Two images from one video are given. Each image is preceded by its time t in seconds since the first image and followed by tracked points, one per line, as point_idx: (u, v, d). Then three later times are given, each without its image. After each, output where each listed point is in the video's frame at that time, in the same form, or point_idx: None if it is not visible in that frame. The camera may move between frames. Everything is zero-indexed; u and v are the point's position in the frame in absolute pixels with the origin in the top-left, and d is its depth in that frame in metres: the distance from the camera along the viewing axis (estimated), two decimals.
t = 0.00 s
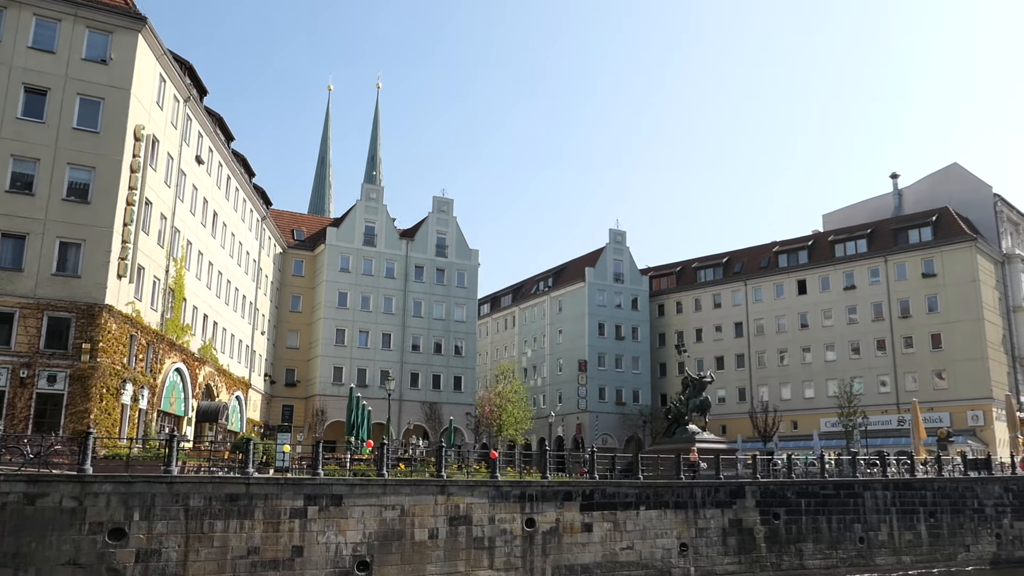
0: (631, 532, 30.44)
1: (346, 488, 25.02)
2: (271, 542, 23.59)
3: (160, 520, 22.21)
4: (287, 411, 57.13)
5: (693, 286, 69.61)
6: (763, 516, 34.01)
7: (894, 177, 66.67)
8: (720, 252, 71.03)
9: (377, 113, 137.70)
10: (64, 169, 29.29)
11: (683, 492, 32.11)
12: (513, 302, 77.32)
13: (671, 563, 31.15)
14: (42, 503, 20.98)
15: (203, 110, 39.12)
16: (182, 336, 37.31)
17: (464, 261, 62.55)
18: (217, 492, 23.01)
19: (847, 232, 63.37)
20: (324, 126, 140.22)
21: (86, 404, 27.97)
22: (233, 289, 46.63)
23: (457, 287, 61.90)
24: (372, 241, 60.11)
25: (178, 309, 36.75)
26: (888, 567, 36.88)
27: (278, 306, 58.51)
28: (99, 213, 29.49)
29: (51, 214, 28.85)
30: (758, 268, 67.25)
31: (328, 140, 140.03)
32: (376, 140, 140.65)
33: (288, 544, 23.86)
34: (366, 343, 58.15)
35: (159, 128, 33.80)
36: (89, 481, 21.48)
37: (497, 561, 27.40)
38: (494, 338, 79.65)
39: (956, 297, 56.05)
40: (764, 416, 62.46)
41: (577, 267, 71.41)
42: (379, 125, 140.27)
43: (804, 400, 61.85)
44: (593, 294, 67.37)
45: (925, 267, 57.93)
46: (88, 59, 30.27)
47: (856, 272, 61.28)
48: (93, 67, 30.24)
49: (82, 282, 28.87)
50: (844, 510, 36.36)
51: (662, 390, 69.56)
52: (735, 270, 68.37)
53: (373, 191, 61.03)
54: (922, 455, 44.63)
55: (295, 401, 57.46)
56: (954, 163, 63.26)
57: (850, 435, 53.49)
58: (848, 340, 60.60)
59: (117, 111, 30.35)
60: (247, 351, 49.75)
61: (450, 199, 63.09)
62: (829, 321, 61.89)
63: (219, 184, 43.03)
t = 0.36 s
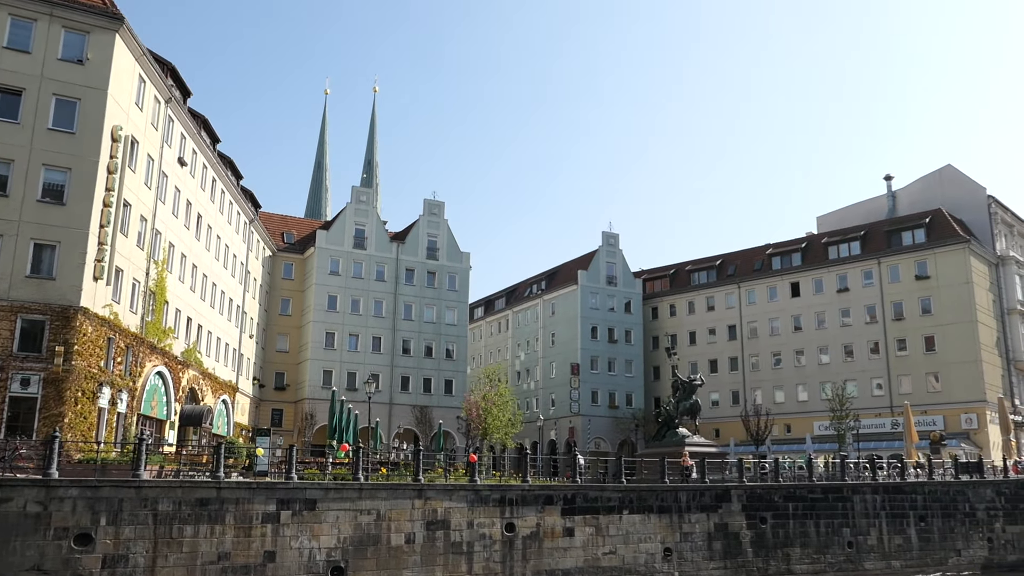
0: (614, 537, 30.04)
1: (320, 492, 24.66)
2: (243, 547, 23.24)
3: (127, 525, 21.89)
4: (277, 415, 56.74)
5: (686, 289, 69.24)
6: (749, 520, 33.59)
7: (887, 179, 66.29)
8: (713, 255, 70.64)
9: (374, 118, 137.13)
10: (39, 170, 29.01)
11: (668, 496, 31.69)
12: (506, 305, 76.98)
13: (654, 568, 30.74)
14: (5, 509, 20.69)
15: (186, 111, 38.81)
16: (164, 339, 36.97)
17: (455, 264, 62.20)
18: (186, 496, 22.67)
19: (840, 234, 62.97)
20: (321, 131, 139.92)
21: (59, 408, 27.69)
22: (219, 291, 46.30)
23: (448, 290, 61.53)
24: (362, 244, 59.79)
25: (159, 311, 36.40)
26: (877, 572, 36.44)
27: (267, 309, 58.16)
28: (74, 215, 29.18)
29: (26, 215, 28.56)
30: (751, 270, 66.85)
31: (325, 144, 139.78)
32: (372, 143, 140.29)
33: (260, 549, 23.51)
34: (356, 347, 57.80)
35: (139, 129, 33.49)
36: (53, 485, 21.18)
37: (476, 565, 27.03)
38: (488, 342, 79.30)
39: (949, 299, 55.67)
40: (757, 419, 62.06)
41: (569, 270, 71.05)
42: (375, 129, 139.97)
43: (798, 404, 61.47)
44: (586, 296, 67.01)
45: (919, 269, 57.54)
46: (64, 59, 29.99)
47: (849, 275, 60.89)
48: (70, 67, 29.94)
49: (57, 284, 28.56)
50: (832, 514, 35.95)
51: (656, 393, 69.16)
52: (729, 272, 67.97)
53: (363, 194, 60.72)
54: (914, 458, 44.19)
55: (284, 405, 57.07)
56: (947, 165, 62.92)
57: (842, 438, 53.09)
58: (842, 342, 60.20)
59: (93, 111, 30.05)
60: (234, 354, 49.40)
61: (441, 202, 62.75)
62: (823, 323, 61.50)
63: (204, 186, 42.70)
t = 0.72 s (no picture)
0: (597, 539, 29.66)
1: (293, 494, 24.31)
2: (213, 549, 22.90)
3: (94, 527, 21.58)
4: (266, 417, 56.39)
5: (680, 290, 68.88)
6: (735, 523, 33.19)
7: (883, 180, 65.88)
8: (707, 256, 70.26)
9: (372, 120, 136.53)
10: (14, 168, 28.73)
11: (652, 498, 31.30)
12: (500, 307, 76.66)
13: (638, 570, 30.35)
14: None
15: (169, 109, 38.49)
16: (146, 339, 36.68)
17: (447, 265, 61.87)
18: (156, 498, 22.34)
19: (835, 235, 62.56)
20: (319, 132, 139.56)
21: (33, 408, 27.46)
22: (206, 291, 46.01)
23: (439, 290, 61.18)
24: (353, 244, 59.48)
25: (141, 311, 36.10)
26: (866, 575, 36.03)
27: (257, 309, 57.84)
28: (49, 213, 28.89)
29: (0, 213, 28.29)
30: (745, 271, 66.46)
31: (324, 146, 139.37)
32: (370, 145, 139.97)
33: (231, 551, 23.18)
34: (346, 348, 57.46)
35: (119, 127, 33.20)
36: (18, 486, 20.90)
37: (454, 568, 26.69)
38: (482, 343, 78.96)
39: (943, 300, 55.26)
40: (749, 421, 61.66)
41: (563, 271, 70.70)
42: (373, 130, 139.63)
43: (791, 405, 61.06)
44: (579, 297, 66.67)
45: (913, 270, 57.11)
46: (41, 56, 29.71)
47: (843, 276, 60.49)
48: (46, 64, 29.66)
49: (32, 283, 28.27)
50: (820, 516, 35.54)
51: (649, 395, 68.79)
52: (723, 274, 67.58)
53: (354, 194, 60.42)
54: (905, 461, 43.76)
55: (274, 406, 56.73)
56: (942, 165, 62.54)
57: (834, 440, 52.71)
58: (835, 344, 59.80)
59: (70, 109, 29.76)
60: (221, 355, 49.08)
61: (433, 202, 62.45)
62: (817, 324, 61.11)
63: (188, 185, 42.39)
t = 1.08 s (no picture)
0: (577, 543, 29.22)
1: (264, 495, 23.85)
2: (180, 552, 22.46)
3: (57, 529, 21.16)
4: (254, 418, 55.94)
5: (673, 291, 68.45)
6: (720, 527, 32.73)
7: (876, 180, 65.51)
8: (700, 257, 69.84)
9: (368, 123, 136.12)
10: None
11: (634, 501, 30.85)
12: (492, 308, 76.24)
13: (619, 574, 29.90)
14: None
15: (150, 107, 38.13)
16: (125, 340, 36.24)
17: (437, 265, 61.46)
18: (121, 500, 21.90)
19: (828, 236, 62.11)
20: (314, 134, 139.14)
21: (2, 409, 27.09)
22: (190, 291, 45.58)
23: (429, 291, 60.77)
24: (342, 245, 59.09)
25: (120, 311, 35.68)
26: None
27: (245, 310, 57.40)
28: (21, 211, 28.50)
29: None
30: (737, 272, 66.03)
31: (319, 147, 138.90)
32: (366, 147, 139.54)
33: (199, 555, 22.73)
34: (334, 349, 57.03)
35: (96, 124, 32.82)
36: None
37: (429, 572, 26.24)
38: (475, 344, 78.52)
39: (937, 301, 54.81)
40: (740, 423, 61.27)
41: (555, 272, 70.27)
42: (369, 133, 139.20)
43: (784, 408, 60.58)
44: (571, 299, 66.23)
45: (906, 271, 56.66)
46: (15, 52, 29.35)
47: (836, 277, 60.03)
48: (20, 60, 29.30)
49: (3, 282, 27.83)
50: (807, 520, 35.08)
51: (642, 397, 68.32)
52: (715, 275, 67.13)
53: (344, 195, 60.04)
54: (896, 463, 43.27)
55: (262, 408, 56.29)
56: (936, 166, 62.15)
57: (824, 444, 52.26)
58: (828, 345, 59.32)
59: (44, 105, 29.41)
60: (207, 356, 48.63)
61: (423, 203, 62.06)
62: (809, 326, 60.65)
63: (172, 184, 42.02)
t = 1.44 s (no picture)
0: (560, 546, 28.76)
1: (236, 498, 23.41)
2: (149, 556, 22.07)
3: (21, 533, 20.77)
4: (244, 421, 55.58)
5: (668, 292, 67.98)
6: (707, 529, 32.27)
7: (872, 180, 65.03)
8: (695, 258, 69.38)
9: (366, 125, 135.81)
10: None
11: (618, 503, 30.40)
12: (487, 309, 75.83)
13: None
14: None
15: (132, 106, 37.78)
16: (107, 341, 35.85)
17: (429, 266, 61.03)
18: (88, 503, 21.50)
19: (823, 236, 61.62)
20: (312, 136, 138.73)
21: None
22: (176, 292, 45.21)
23: (421, 292, 60.35)
24: (333, 246, 58.71)
25: (101, 312, 35.30)
26: None
27: (234, 312, 57.03)
28: None
29: None
30: (732, 273, 65.55)
31: (317, 149, 138.50)
32: (363, 149, 139.16)
33: (169, 559, 22.32)
34: (325, 351, 56.64)
35: (74, 123, 32.47)
36: None
37: None
38: (470, 346, 78.09)
39: (932, 302, 54.29)
40: (734, 424, 60.78)
41: (549, 273, 69.84)
42: (367, 135, 138.84)
43: (779, 409, 60.09)
44: (564, 300, 65.81)
45: (901, 271, 56.14)
46: None
47: (831, 277, 59.52)
48: None
49: None
50: (796, 523, 34.61)
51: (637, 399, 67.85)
52: (710, 275, 66.65)
53: (334, 195, 59.65)
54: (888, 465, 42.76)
55: (252, 410, 55.92)
56: (932, 165, 61.64)
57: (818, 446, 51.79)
58: (823, 347, 58.81)
59: (19, 103, 29.04)
60: (194, 358, 48.24)
61: (415, 203, 61.65)
62: (804, 327, 60.15)
63: (156, 184, 41.66)
